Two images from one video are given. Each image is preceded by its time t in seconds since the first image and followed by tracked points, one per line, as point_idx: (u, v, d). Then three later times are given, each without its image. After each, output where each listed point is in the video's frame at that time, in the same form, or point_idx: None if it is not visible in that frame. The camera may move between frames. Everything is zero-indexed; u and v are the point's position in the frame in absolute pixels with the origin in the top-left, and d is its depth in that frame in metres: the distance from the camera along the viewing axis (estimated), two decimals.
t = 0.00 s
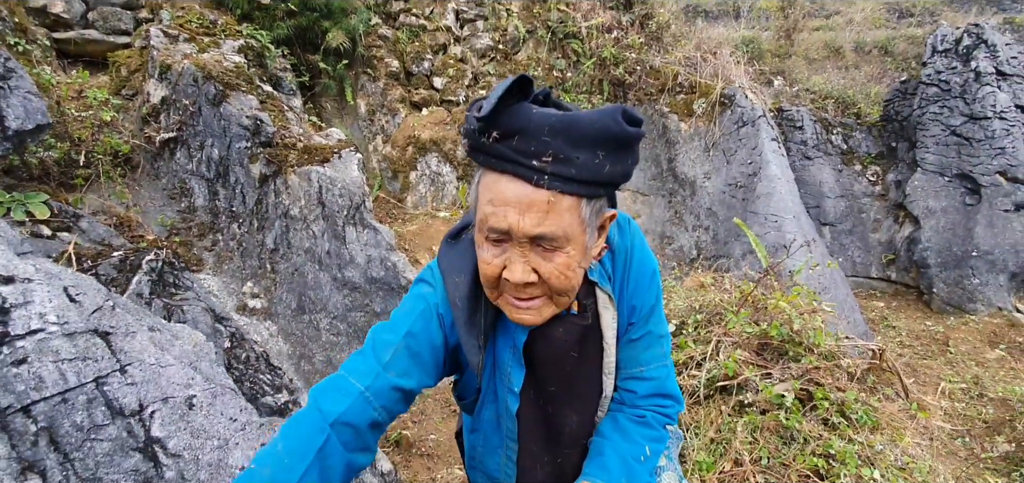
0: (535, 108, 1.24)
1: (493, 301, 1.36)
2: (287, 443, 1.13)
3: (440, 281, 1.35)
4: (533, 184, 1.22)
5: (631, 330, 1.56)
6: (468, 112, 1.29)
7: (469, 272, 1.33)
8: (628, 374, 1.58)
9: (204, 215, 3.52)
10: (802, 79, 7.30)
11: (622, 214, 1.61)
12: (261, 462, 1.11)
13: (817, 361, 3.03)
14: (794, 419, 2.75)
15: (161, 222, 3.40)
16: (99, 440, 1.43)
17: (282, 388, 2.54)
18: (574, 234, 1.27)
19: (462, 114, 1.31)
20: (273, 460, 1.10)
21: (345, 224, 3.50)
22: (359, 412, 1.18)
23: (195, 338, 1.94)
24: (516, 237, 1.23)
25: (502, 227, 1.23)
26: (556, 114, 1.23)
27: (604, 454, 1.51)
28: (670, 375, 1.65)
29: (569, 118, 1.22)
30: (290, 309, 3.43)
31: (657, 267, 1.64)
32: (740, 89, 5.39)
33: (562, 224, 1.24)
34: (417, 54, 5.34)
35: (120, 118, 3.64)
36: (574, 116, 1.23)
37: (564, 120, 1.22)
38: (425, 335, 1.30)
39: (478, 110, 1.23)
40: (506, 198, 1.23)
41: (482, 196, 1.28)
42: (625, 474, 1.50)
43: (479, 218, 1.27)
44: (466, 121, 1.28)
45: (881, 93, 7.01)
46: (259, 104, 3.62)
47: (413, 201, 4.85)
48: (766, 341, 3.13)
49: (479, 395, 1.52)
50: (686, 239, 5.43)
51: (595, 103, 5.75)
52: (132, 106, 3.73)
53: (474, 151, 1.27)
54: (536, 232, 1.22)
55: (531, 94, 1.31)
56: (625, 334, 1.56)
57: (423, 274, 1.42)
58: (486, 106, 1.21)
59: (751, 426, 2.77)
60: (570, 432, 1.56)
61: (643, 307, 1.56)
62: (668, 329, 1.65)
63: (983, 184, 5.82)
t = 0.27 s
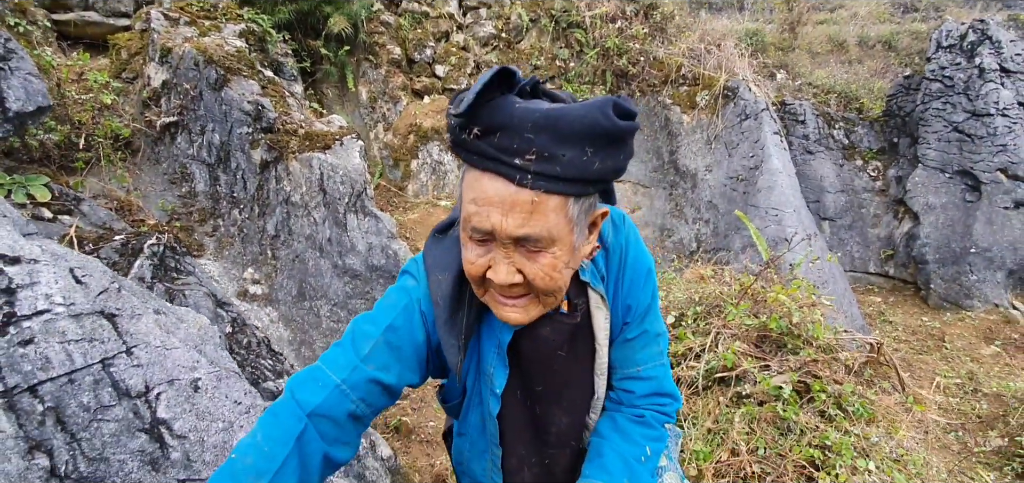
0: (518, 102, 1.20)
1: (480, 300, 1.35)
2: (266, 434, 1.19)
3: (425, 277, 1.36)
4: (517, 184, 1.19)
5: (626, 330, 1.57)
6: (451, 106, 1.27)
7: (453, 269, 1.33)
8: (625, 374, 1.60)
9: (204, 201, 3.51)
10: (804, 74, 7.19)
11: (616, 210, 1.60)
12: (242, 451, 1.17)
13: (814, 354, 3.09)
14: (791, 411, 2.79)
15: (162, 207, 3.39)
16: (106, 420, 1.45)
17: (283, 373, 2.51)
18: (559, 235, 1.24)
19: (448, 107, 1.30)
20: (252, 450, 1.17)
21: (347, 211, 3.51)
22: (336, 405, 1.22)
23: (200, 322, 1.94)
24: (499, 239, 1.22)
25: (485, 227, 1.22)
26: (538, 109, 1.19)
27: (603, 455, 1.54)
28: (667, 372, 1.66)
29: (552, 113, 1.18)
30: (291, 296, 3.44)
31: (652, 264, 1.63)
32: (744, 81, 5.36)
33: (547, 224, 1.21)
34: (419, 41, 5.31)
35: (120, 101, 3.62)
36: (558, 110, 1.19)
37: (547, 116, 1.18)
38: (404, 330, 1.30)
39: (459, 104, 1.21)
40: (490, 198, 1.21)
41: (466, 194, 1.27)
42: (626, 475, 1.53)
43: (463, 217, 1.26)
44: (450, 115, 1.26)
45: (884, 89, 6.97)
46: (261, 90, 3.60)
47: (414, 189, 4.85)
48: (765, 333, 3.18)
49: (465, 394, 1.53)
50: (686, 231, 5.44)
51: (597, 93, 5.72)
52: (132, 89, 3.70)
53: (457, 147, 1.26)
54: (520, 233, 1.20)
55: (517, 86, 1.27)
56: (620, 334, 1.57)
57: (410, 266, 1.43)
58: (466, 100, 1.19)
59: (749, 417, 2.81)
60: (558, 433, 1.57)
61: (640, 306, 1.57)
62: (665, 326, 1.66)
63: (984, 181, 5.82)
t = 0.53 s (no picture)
0: (538, 72, 1.24)
1: (501, 279, 1.35)
2: (263, 415, 1.19)
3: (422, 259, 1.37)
4: (549, 151, 1.24)
5: (624, 313, 1.59)
6: (464, 84, 1.26)
7: (451, 254, 1.36)
8: (623, 356, 1.61)
9: (203, 185, 3.48)
10: (807, 61, 7.11)
11: (612, 197, 1.60)
12: (237, 434, 1.17)
13: (813, 341, 3.11)
14: (789, 397, 2.81)
15: (160, 191, 3.37)
16: (107, 403, 1.46)
17: (284, 358, 2.54)
18: (587, 200, 1.31)
19: (454, 87, 1.27)
20: (248, 432, 1.17)
21: (346, 196, 3.50)
22: (333, 386, 1.23)
23: (200, 306, 1.94)
24: (535, 209, 1.25)
25: (519, 199, 1.24)
26: (559, 78, 1.24)
27: (603, 436, 1.54)
28: (665, 354, 1.67)
29: (576, 79, 1.24)
30: (291, 281, 3.44)
31: (649, 247, 1.63)
32: (746, 68, 5.31)
33: (579, 189, 1.27)
34: (419, 25, 5.25)
35: (116, 84, 3.57)
36: (578, 77, 1.26)
37: (570, 82, 1.24)
38: (402, 312, 1.32)
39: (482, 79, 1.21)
40: (522, 169, 1.23)
41: (488, 172, 1.27)
42: (627, 456, 1.52)
43: (490, 195, 1.26)
44: (465, 94, 1.25)
45: (887, 76, 6.92)
46: (259, 73, 3.56)
47: (413, 175, 4.84)
48: (764, 319, 3.20)
49: (461, 378, 1.55)
50: (686, 219, 5.43)
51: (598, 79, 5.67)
52: (128, 72, 3.66)
53: (476, 125, 1.25)
54: (557, 200, 1.25)
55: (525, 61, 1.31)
56: (618, 316, 1.59)
57: (404, 249, 1.45)
58: (492, 72, 1.20)
59: (746, 403, 2.83)
60: (556, 416, 1.57)
61: (637, 290, 1.58)
62: (662, 308, 1.67)
63: (984, 170, 5.80)
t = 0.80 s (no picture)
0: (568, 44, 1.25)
1: (528, 257, 1.32)
2: (260, 397, 1.19)
3: (423, 240, 1.35)
4: (586, 122, 1.24)
5: (625, 293, 1.58)
6: (493, 52, 1.22)
7: (455, 237, 1.35)
8: (624, 337, 1.61)
9: (200, 166, 3.45)
10: (811, 43, 7.00)
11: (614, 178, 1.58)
12: (233, 416, 1.17)
13: (812, 326, 3.13)
14: (787, 380, 2.85)
15: (156, 173, 3.33)
16: (103, 385, 1.45)
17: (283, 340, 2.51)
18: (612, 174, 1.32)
19: (481, 56, 1.22)
20: (244, 414, 1.16)
21: (344, 179, 3.46)
22: (331, 368, 1.21)
23: (195, 288, 1.93)
24: (571, 181, 1.24)
25: (557, 171, 1.22)
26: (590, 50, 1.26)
27: (602, 415, 1.57)
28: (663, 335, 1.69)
29: (606, 52, 1.27)
30: (290, 264, 3.44)
31: (650, 230, 1.63)
32: (750, 49, 5.22)
33: (611, 161, 1.28)
34: (417, 4, 5.15)
35: (110, 63, 3.52)
36: (604, 51, 1.29)
37: (600, 55, 1.26)
38: (402, 294, 1.30)
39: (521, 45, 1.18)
40: (559, 140, 1.22)
41: (520, 144, 1.23)
42: (626, 434, 1.57)
43: (525, 167, 1.23)
44: (498, 62, 1.21)
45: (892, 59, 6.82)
46: (254, 52, 3.49)
47: (412, 157, 4.80)
48: (763, 304, 3.23)
49: (462, 360, 1.53)
50: (686, 203, 5.40)
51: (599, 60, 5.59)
52: (122, 51, 3.60)
53: (509, 94, 1.21)
54: (592, 172, 1.25)
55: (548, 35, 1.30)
56: (619, 298, 1.58)
57: (406, 230, 1.43)
58: (533, 39, 1.18)
59: (744, 386, 2.86)
60: (557, 396, 1.58)
61: (639, 270, 1.58)
62: (661, 289, 1.68)
63: (987, 154, 5.73)
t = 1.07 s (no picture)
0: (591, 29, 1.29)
1: (553, 241, 1.35)
2: (272, 388, 1.19)
3: (431, 229, 1.35)
4: (612, 107, 1.28)
5: (626, 280, 1.62)
6: (522, 37, 1.22)
7: (466, 229, 1.34)
8: (625, 322, 1.64)
9: (199, 154, 3.42)
10: (815, 34, 6.95)
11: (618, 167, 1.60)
12: (246, 407, 1.17)
13: (813, 318, 3.15)
14: (787, 373, 2.86)
15: (155, 160, 3.29)
16: (103, 373, 1.45)
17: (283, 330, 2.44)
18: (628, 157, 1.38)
19: (510, 40, 1.22)
20: (256, 405, 1.17)
21: (344, 168, 3.45)
22: (343, 359, 1.22)
23: (196, 276, 1.92)
24: (599, 164, 1.28)
25: (586, 155, 1.26)
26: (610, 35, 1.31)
27: (604, 399, 1.57)
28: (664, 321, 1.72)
29: (624, 37, 1.33)
30: (290, 253, 3.44)
31: (654, 218, 1.65)
32: (754, 40, 5.17)
33: (631, 144, 1.33)
34: None
35: (109, 50, 3.49)
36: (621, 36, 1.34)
37: (619, 40, 1.32)
38: (413, 284, 1.30)
39: (554, 30, 1.22)
40: (589, 124, 1.25)
41: (550, 130, 1.25)
42: (627, 417, 1.56)
43: (555, 152, 1.25)
44: (529, 46, 1.22)
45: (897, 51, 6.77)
46: (254, 39, 3.46)
47: (413, 147, 4.78)
48: (765, 296, 3.24)
49: (468, 343, 1.54)
50: (688, 195, 5.38)
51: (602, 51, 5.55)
52: (121, 37, 3.57)
53: (539, 79, 1.23)
54: (617, 155, 1.30)
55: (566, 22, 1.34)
56: (622, 282, 1.62)
57: (412, 219, 1.42)
58: (565, 24, 1.23)
59: (744, 378, 2.87)
60: (560, 381, 1.60)
61: (641, 257, 1.60)
62: (663, 276, 1.70)
63: (990, 148, 5.67)
